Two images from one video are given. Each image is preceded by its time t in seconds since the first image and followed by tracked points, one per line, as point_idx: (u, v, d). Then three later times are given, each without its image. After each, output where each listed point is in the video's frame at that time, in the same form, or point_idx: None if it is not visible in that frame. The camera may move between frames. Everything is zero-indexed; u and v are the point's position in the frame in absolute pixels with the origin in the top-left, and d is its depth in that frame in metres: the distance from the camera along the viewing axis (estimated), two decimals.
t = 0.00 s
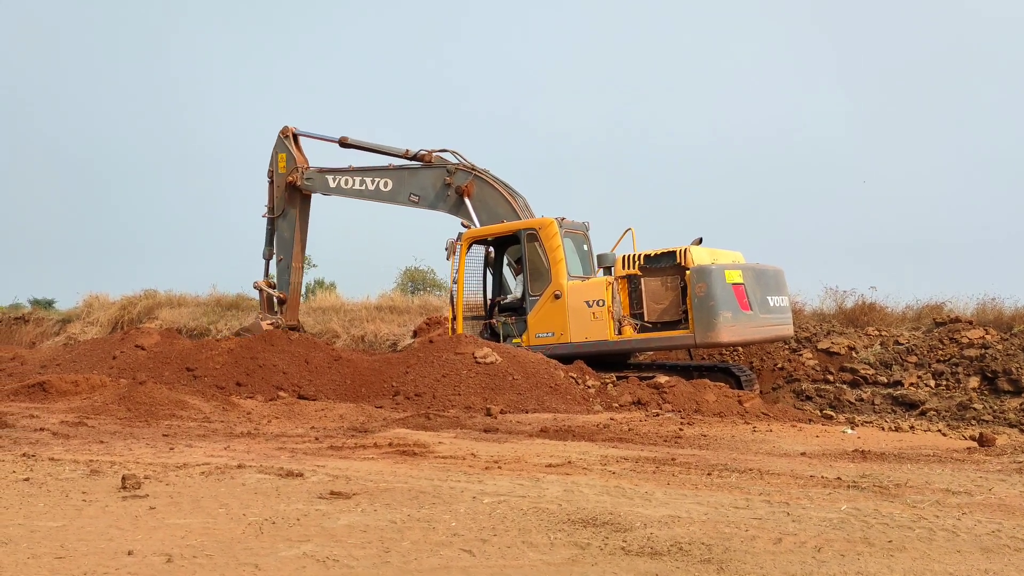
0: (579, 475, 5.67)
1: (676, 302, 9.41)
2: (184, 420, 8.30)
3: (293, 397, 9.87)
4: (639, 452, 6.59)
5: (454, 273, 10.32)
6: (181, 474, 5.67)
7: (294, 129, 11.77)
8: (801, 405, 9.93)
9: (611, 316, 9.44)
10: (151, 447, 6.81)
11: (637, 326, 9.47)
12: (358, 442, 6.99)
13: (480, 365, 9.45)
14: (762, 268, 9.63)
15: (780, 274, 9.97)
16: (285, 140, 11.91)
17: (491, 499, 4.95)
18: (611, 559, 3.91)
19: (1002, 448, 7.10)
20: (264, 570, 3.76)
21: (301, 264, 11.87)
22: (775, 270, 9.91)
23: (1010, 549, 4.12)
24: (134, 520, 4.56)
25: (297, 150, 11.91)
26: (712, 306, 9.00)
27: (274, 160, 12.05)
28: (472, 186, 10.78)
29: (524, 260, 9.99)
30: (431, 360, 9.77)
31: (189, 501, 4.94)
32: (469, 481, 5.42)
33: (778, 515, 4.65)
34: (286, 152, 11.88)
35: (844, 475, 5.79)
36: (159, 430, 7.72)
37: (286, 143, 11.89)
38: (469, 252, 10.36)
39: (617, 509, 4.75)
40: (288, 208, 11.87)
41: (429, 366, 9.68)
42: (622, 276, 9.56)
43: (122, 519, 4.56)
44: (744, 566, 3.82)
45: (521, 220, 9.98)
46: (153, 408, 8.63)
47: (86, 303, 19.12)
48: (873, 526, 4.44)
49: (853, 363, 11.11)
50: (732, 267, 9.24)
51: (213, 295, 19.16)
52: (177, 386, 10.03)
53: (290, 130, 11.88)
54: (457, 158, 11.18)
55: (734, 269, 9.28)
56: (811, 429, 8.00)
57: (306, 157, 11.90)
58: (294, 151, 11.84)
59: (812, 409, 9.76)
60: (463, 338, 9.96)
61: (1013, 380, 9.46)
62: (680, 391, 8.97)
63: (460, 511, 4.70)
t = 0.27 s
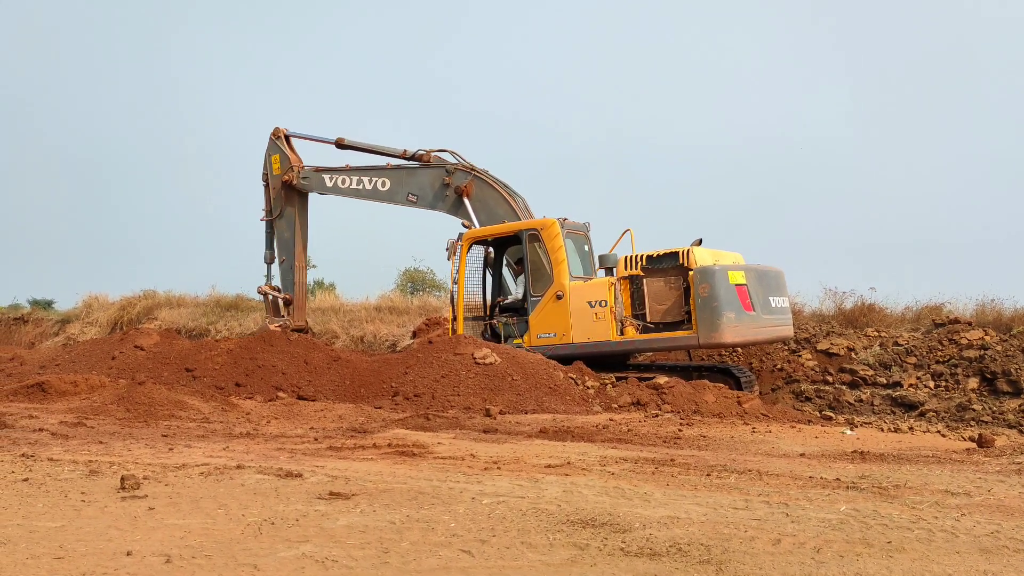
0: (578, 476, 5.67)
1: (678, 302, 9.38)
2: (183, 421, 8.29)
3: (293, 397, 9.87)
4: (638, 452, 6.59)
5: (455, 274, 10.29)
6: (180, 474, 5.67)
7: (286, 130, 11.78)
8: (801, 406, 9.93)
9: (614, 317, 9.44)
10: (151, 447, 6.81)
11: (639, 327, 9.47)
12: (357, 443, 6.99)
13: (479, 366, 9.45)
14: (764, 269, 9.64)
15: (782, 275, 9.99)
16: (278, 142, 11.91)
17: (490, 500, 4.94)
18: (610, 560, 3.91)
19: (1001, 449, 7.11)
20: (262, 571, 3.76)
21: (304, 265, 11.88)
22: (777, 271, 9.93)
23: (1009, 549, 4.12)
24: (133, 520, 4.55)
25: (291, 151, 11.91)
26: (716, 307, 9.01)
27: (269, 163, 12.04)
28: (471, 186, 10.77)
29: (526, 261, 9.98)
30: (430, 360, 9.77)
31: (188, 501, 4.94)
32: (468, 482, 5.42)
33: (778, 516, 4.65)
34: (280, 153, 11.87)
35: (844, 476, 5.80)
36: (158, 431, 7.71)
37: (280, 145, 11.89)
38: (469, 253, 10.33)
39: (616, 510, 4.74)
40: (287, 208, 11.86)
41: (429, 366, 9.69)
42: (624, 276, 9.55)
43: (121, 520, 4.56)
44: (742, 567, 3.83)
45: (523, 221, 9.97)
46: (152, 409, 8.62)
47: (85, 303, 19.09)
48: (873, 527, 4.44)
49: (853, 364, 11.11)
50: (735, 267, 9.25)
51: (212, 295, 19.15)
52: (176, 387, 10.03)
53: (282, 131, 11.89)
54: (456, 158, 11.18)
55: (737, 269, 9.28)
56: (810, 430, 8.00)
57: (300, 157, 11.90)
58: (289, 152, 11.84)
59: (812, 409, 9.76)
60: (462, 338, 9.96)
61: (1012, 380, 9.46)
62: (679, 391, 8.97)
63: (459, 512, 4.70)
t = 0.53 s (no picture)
0: (576, 477, 5.67)
1: (686, 303, 9.38)
2: (181, 422, 8.28)
3: (290, 398, 9.86)
4: (637, 453, 6.59)
5: (459, 274, 10.30)
6: (177, 475, 5.66)
7: (281, 131, 11.80)
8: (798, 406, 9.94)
9: (621, 317, 9.43)
10: (148, 448, 6.80)
11: (646, 327, 9.47)
12: (355, 443, 6.98)
13: (477, 367, 9.45)
14: (770, 270, 9.67)
15: (788, 276, 10.01)
16: (275, 143, 11.93)
17: (488, 501, 4.94)
18: (607, 561, 3.91)
19: (999, 449, 7.12)
20: (260, 572, 3.76)
21: (310, 263, 11.81)
22: (783, 272, 9.94)
23: (1006, 550, 4.13)
24: (130, 521, 4.55)
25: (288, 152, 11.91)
26: (724, 307, 9.02)
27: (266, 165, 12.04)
28: (474, 185, 10.78)
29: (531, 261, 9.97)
30: (429, 361, 9.77)
31: (185, 502, 4.94)
32: (466, 483, 5.42)
33: (775, 517, 4.66)
34: (277, 155, 11.87)
35: (841, 477, 5.80)
36: (155, 432, 7.70)
37: (276, 146, 11.90)
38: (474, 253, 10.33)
39: (614, 511, 4.75)
40: (288, 208, 11.84)
41: (427, 367, 9.69)
42: (630, 276, 9.60)
43: (118, 521, 4.55)
44: (740, 568, 3.83)
45: (529, 221, 9.97)
46: (150, 410, 8.61)
47: (83, 304, 19.06)
48: (870, 528, 4.45)
49: (851, 365, 11.13)
50: (743, 268, 9.26)
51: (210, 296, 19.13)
52: (174, 388, 10.02)
53: (277, 133, 11.91)
54: (458, 157, 11.19)
55: (744, 270, 9.31)
56: (808, 431, 8.00)
57: (297, 157, 11.90)
58: (286, 152, 11.84)
59: (810, 411, 9.76)
60: (460, 340, 9.96)
61: (1010, 381, 9.47)
62: (677, 392, 8.97)
63: (457, 513, 4.69)
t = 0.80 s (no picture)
0: (574, 477, 5.67)
1: (694, 302, 9.39)
2: (178, 423, 8.26)
3: (288, 399, 9.85)
4: (636, 454, 6.59)
5: (464, 273, 10.30)
6: (175, 476, 5.65)
7: (276, 133, 11.79)
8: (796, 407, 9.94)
9: (629, 316, 9.42)
10: (146, 450, 6.78)
11: (654, 327, 9.46)
12: (354, 444, 6.97)
13: (475, 368, 9.45)
14: (779, 269, 9.68)
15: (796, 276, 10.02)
16: (271, 146, 11.91)
17: (487, 502, 4.94)
18: (605, 562, 3.91)
19: (997, 450, 7.13)
20: (257, 573, 3.76)
21: (316, 261, 11.83)
22: (791, 272, 9.96)
23: (1004, 551, 4.13)
24: (128, 522, 4.54)
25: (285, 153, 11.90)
26: (733, 306, 9.03)
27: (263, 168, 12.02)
28: (477, 185, 10.79)
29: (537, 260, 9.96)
30: (427, 362, 9.78)
31: (183, 504, 4.93)
32: (464, 484, 5.42)
33: (773, 517, 4.66)
34: (275, 157, 11.86)
35: (839, 477, 5.81)
36: (153, 433, 7.68)
37: (273, 148, 11.88)
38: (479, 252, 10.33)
39: (613, 512, 4.74)
40: (289, 209, 11.82)
41: (424, 368, 9.69)
42: (639, 276, 9.56)
43: (115, 522, 4.54)
44: (738, 568, 3.83)
45: (535, 220, 9.97)
46: (147, 411, 8.59)
47: (80, 305, 19.01)
48: (868, 529, 4.45)
49: (849, 366, 11.14)
50: (752, 267, 9.27)
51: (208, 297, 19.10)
52: (171, 389, 10.00)
53: (272, 135, 11.89)
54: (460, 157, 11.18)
55: (754, 269, 9.31)
56: (806, 431, 8.01)
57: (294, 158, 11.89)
58: (284, 153, 11.83)
59: (807, 411, 9.77)
60: (457, 340, 9.97)
61: (1007, 382, 9.48)
62: (674, 393, 8.97)
63: (455, 514, 4.69)
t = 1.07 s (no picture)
0: (572, 478, 5.67)
1: (701, 302, 9.43)
2: (175, 423, 8.25)
3: (285, 400, 9.84)
4: (633, 455, 6.60)
5: (469, 272, 10.20)
6: (172, 477, 5.64)
7: (271, 140, 11.78)
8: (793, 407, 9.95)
9: (635, 316, 9.44)
10: (143, 450, 6.77)
11: (661, 326, 9.47)
12: (351, 445, 6.97)
13: (472, 368, 9.46)
14: (787, 269, 9.71)
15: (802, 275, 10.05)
16: (267, 152, 11.87)
17: (484, 503, 4.94)
18: (602, 563, 3.91)
19: (994, 451, 7.14)
20: (255, 574, 3.76)
21: (323, 260, 11.86)
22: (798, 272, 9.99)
23: (1000, 552, 4.14)
24: (125, 523, 4.54)
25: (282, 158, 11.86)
26: (741, 306, 9.07)
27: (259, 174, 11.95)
28: (479, 185, 10.81)
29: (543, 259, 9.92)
30: (424, 363, 9.79)
31: (180, 504, 4.92)
32: (461, 484, 5.42)
33: (770, 518, 4.66)
34: (271, 162, 11.83)
35: (836, 478, 5.82)
36: (150, 434, 7.66)
37: (269, 154, 11.85)
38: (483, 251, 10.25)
39: (610, 512, 4.75)
40: (292, 211, 11.79)
41: (422, 369, 9.70)
42: (645, 275, 9.60)
43: (112, 523, 4.54)
44: (735, 569, 3.84)
45: (541, 219, 9.95)
46: (144, 412, 8.58)
47: (77, 305, 18.98)
48: (865, 529, 4.46)
49: (845, 366, 11.17)
50: (760, 266, 9.31)
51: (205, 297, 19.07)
52: (168, 390, 9.99)
53: (267, 141, 11.86)
54: (461, 158, 11.21)
55: (762, 268, 9.35)
56: (804, 432, 8.02)
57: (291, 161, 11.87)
58: (281, 158, 11.80)
59: (804, 412, 9.78)
60: (454, 341, 9.99)
61: (1004, 383, 9.49)
62: (672, 394, 8.97)
63: (453, 514, 4.69)
